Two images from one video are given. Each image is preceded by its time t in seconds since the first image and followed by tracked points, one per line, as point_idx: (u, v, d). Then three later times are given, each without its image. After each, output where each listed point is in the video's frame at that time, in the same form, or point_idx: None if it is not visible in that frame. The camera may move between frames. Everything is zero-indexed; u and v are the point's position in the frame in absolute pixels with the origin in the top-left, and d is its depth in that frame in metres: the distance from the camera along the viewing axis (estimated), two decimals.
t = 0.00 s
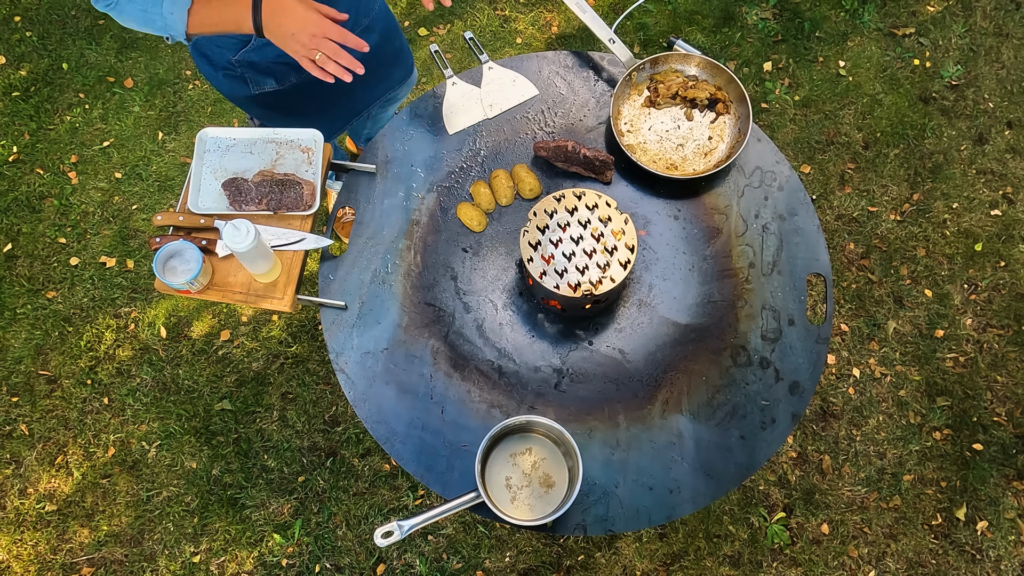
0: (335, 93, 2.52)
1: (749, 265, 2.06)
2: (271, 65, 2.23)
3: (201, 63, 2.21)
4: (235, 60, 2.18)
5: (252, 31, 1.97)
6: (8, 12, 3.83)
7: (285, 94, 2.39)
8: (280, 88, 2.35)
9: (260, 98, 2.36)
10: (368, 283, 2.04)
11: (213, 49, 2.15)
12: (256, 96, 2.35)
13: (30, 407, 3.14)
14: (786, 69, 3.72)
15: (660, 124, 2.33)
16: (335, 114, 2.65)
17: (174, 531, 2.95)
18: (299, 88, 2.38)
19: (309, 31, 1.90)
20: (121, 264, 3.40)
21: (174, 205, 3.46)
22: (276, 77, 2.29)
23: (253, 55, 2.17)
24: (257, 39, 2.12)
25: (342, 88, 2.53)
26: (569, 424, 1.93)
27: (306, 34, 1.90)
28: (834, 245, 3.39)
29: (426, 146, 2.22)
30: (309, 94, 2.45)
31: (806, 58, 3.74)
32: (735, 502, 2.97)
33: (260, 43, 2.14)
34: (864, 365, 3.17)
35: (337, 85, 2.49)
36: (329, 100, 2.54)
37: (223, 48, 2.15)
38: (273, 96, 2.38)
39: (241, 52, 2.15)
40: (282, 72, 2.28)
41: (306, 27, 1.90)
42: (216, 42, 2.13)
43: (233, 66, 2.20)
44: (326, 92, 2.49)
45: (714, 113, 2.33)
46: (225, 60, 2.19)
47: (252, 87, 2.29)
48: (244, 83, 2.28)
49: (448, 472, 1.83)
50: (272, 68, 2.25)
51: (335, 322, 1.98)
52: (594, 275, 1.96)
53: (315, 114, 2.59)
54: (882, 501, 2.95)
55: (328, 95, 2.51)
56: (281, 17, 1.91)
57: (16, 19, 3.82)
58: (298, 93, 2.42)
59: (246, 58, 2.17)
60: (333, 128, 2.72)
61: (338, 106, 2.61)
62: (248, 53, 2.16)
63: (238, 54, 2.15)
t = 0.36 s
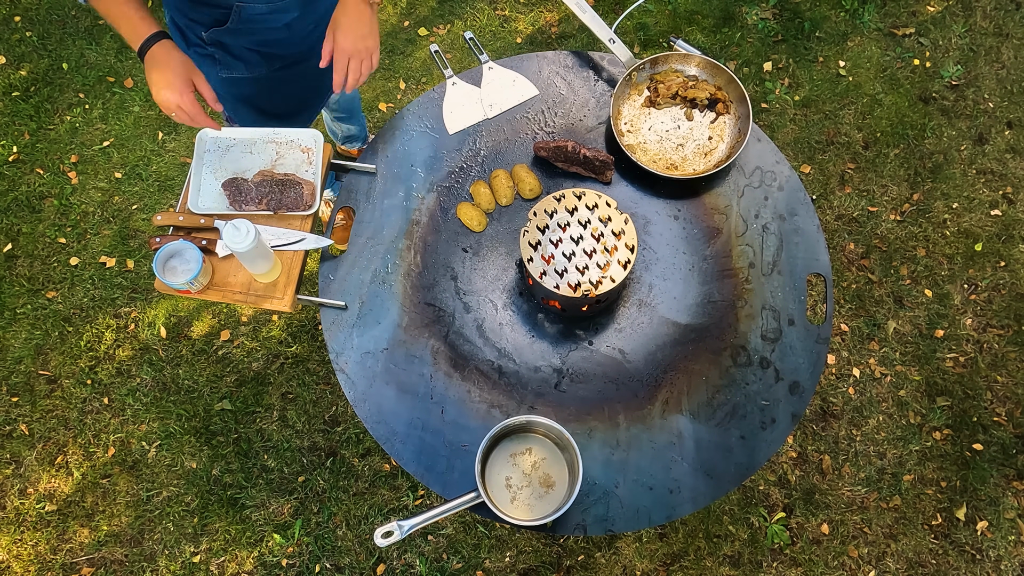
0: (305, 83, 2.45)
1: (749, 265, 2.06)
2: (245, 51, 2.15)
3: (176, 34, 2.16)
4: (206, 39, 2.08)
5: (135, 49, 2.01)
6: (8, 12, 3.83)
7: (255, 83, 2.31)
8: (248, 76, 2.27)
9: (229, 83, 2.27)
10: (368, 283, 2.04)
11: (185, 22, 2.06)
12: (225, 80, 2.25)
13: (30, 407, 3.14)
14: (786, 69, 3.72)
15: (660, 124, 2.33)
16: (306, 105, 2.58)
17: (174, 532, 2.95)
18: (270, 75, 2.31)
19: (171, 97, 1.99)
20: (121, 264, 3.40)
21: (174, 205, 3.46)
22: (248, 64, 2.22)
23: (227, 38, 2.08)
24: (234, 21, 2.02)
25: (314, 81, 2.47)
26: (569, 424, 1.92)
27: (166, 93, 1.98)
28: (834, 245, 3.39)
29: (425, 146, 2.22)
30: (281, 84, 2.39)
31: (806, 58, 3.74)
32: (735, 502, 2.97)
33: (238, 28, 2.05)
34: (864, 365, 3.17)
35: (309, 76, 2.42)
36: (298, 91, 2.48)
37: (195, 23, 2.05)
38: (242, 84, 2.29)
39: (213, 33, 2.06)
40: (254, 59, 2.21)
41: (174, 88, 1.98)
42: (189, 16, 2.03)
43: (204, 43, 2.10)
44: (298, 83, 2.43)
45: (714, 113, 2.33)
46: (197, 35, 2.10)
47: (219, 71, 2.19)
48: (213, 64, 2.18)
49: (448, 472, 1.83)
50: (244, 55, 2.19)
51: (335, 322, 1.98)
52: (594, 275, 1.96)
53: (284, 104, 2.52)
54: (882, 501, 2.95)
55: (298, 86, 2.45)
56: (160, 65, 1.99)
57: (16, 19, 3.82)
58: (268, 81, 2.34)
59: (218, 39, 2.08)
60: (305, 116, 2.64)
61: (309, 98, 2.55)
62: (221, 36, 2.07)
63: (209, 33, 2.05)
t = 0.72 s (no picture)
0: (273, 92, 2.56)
1: (749, 265, 2.06)
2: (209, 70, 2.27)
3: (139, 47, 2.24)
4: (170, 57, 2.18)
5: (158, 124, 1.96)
6: (8, 12, 3.83)
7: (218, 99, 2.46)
8: (213, 88, 2.39)
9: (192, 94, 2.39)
10: (368, 283, 2.04)
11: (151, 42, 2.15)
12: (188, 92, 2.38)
13: (30, 407, 3.14)
14: (786, 69, 3.72)
15: (660, 124, 2.33)
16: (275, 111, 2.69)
17: (174, 532, 2.95)
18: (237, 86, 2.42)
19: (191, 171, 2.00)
20: (121, 264, 3.40)
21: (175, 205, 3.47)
22: (213, 80, 2.34)
23: (189, 60, 2.19)
24: (195, 45, 2.12)
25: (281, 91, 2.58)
26: (569, 424, 1.92)
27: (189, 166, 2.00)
28: (834, 245, 3.39)
29: (425, 146, 2.22)
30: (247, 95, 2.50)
31: (806, 58, 3.74)
32: (735, 502, 2.97)
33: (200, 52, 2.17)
34: (864, 365, 3.17)
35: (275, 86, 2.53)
36: (266, 100, 2.59)
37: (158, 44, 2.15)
38: (202, 99, 2.43)
39: (176, 55, 2.16)
40: (218, 76, 2.33)
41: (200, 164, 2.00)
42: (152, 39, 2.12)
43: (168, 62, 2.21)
44: (264, 93, 2.54)
45: (713, 113, 2.33)
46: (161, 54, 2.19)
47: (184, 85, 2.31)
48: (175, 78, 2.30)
49: (448, 472, 1.83)
50: (207, 74, 2.30)
51: (335, 322, 1.98)
52: (594, 275, 1.96)
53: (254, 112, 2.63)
54: (882, 501, 2.95)
55: (264, 96, 2.56)
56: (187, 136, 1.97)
57: (16, 19, 3.82)
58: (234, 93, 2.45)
59: (182, 60, 2.19)
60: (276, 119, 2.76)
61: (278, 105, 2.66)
62: (184, 58, 2.18)
63: (174, 56, 2.15)
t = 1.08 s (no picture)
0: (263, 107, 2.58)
1: (749, 265, 2.06)
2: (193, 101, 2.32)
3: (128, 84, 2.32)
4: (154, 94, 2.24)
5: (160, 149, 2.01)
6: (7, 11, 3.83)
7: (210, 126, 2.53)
8: (202, 113, 2.44)
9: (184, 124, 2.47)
10: (368, 283, 2.04)
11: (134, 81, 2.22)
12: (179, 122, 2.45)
13: (30, 408, 3.14)
14: (786, 69, 3.72)
15: (660, 124, 2.33)
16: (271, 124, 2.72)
17: (174, 532, 2.95)
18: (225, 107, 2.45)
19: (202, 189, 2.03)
20: (121, 264, 3.40)
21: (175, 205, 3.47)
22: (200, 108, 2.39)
23: (172, 95, 2.25)
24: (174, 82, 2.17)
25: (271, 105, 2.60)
26: (569, 423, 1.93)
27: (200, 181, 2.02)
28: (834, 245, 3.39)
29: (425, 146, 2.22)
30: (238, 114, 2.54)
31: (806, 58, 3.74)
32: (735, 502, 2.98)
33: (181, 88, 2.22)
34: (864, 365, 3.17)
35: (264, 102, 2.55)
36: (258, 115, 2.62)
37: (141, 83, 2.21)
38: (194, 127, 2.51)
39: (159, 92, 2.22)
40: (204, 104, 2.38)
41: (207, 178, 2.02)
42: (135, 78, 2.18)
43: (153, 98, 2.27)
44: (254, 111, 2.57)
45: (713, 113, 2.33)
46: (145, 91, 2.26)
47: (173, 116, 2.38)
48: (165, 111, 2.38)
49: (448, 472, 1.83)
50: (194, 105, 2.36)
51: (335, 322, 1.99)
52: (594, 275, 1.96)
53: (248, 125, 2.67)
54: (882, 501, 2.95)
55: (257, 114, 2.60)
56: (189, 156, 2.00)
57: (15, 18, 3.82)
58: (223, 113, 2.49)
59: (166, 96, 2.25)
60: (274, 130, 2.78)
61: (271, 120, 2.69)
62: (167, 94, 2.23)
63: (157, 93, 2.22)
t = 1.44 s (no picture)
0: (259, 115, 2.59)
1: (749, 265, 2.06)
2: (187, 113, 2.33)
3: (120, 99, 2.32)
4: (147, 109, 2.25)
5: (158, 157, 1.99)
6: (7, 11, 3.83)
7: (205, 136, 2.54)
8: (197, 124, 2.45)
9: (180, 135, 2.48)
10: (368, 284, 2.04)
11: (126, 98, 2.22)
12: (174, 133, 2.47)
13: (30, 407, 3.14)
14: (786, 69, 3.72)
15: (660, 124, 2.33)
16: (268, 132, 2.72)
17: (174, 532, 2.95)
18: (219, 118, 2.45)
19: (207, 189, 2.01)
20: (121, 264, 3.40)
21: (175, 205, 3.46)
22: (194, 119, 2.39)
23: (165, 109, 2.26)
24: (165, 96, 2.17)
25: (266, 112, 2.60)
26: (569, 423, 1.93)
27: (203, 181, 2.01)
28: (834, 245, 3.39)
29: (425, 146, 2.22)
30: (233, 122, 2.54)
31: (806, 58, 3.74)
32: (735, 502, 2.98)
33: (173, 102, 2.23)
34: (864, 365, 3.17)
35: (258, 110, 2.56)
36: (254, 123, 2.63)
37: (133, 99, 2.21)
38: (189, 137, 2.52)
39: (152, 107, 2.22)
40: (198, 116, 2.39)
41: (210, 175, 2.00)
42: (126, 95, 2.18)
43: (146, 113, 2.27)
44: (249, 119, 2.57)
45: (713, 113, 2.33)
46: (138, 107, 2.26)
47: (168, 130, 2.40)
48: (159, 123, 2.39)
49: (448, 472, 1.83)
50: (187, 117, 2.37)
51: (335, 322, 1.99)
52: (594, 275, 1.96)
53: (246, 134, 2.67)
54: (882, 501, 2.95)
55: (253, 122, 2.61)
56: (187, 157, 1.98)
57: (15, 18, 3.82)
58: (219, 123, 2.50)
59: (159, 110, 2.25)
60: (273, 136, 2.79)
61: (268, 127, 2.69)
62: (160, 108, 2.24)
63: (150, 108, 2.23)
